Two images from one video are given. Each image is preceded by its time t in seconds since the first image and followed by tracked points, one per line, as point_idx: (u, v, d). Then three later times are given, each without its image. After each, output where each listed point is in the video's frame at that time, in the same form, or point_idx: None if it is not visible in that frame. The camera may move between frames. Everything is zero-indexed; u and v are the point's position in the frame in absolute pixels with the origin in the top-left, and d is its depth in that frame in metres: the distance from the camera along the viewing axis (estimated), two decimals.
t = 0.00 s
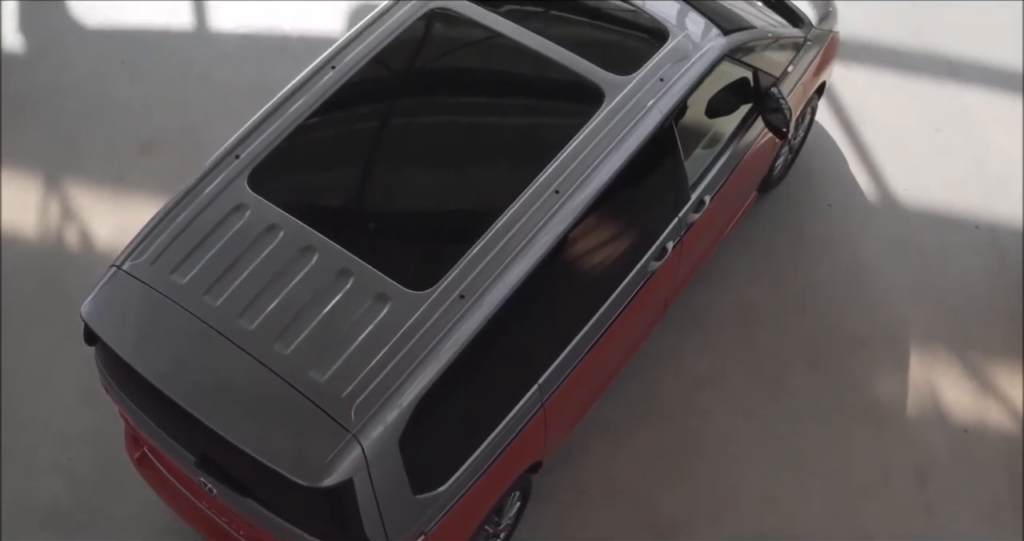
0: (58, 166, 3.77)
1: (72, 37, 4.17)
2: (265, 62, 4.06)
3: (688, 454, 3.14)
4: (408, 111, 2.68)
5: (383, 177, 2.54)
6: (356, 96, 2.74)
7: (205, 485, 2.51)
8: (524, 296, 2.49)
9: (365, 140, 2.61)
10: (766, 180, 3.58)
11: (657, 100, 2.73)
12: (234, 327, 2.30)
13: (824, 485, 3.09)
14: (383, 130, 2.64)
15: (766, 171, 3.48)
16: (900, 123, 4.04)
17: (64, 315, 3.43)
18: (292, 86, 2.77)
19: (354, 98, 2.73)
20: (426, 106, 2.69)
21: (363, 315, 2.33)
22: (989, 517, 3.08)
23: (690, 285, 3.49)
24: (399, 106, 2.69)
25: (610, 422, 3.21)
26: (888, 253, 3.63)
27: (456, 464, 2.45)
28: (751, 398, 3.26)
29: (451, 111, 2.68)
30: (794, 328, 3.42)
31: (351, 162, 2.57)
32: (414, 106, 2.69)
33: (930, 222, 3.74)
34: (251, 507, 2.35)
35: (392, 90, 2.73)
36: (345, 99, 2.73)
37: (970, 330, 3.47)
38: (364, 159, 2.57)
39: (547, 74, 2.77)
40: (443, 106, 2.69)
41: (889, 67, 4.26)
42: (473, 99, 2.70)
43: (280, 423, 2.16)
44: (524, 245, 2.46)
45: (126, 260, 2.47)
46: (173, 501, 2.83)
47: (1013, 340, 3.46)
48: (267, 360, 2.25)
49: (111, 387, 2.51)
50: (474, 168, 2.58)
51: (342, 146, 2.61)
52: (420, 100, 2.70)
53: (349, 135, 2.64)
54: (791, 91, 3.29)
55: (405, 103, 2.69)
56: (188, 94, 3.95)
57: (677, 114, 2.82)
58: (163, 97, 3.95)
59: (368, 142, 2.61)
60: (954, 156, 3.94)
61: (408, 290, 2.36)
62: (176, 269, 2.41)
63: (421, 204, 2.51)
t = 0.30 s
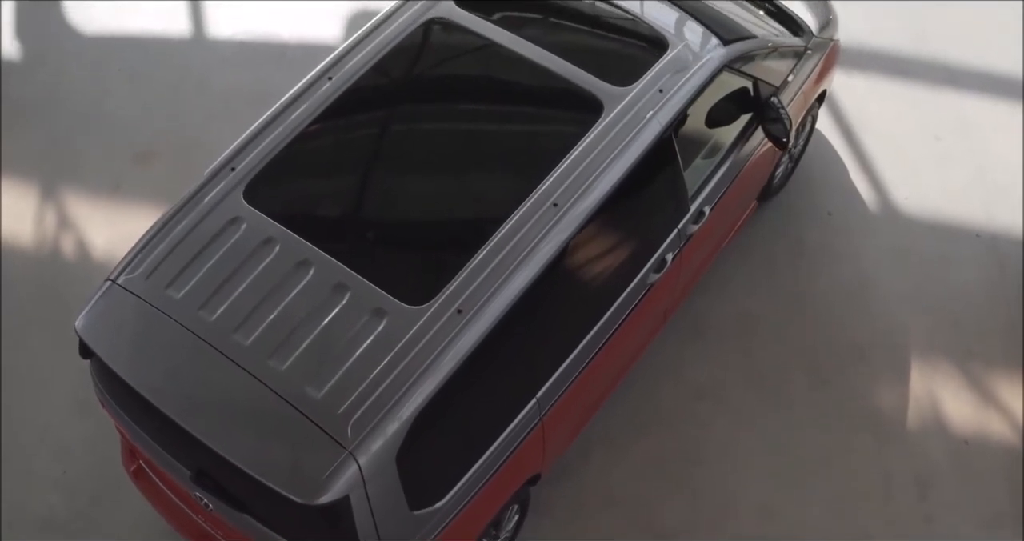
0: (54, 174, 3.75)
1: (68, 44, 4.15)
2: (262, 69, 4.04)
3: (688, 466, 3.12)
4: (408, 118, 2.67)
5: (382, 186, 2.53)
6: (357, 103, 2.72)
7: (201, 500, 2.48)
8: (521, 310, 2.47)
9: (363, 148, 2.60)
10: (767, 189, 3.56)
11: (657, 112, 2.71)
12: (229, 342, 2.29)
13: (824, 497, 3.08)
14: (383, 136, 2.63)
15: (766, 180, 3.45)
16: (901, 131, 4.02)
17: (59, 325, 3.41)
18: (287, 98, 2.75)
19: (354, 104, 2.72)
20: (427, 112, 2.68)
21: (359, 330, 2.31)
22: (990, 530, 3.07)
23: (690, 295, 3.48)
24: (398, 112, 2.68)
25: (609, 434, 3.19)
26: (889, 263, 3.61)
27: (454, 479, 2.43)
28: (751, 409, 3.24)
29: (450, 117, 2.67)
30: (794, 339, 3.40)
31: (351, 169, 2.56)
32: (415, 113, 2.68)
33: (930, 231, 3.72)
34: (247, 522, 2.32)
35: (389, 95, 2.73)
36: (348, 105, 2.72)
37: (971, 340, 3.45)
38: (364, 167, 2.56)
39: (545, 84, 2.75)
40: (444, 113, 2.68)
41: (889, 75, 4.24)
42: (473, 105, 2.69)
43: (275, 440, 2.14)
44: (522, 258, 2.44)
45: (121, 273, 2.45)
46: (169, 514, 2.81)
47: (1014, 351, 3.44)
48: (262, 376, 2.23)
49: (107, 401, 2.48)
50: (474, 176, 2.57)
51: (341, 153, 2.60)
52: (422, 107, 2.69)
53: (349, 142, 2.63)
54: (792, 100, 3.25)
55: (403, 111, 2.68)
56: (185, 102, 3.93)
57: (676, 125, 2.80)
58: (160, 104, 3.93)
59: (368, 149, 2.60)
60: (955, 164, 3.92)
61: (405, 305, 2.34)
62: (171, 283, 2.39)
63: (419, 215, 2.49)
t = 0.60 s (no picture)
0: (51, 181, 3.73)
1: (66, 50, 4.13)
2: (261, 75, 4.02)
3: (688, 476, 3.10)
4: (409, 124, 2.65)
5: (382, 194, 2.52)
6: (360, 108, 2.71)
7: (198, 512, 2.46)
8: (520, 323, 2.45)
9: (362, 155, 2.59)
10: (767, 197, 3.53)
11: (657, 122, 2.69)
12: (226, 355, 2.27)
13: (825, 506, 3.06)
14: (383, 142, 2.62)
15: (766, 188, 3.43)
16: (902, 138, 4.00)
17: (56, 334, 3.38)
18: (283, 109, 2.73)
19: (355, 110, 2.71)
20: (428, 118, 2.66)
21: (356, 344, 2.29)
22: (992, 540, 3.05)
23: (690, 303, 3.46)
24: (398, 119, 2.66)
25: (609, 443, 3.16)
26: (890, 270, 3.60)
27: (452, 492, 2.41)
28: (751, 419, 3.23)
29: (450, 123, 2.65)
30: (795, 348, 3.38)
31: (352, 176, 2.55)
32: (416, 118, 2.66)
33: (932, 238, 3.70)
34: (243, 535, 2.31)
35: (389, 101, 2.71)
36: (350, 110, 2.71)
37: (972, 349, 3.44)
38: (363, 175, 2.55)
39: (543, 93, 2.72)
40: (444, 119, 2.66)
41: (890, 81, 4.22)
42: (473, 112, 2.68)
43: (271, 454, 2.12)
44: (522, 269, 2.42)
45: (117, 286, 2.43)
46: (166, 526, 2.79)
47: (1016, 360, 3.42)
48: (258, 390, 2.22)
49: (102, 414, 2.44)
50: (475, 182, 2.56)
51: (341, 160, 2.59)
52: (422, 113, 2.67)
53: (349, 148, 2.62)
54: (792, 108, 3.22)
55: (403, 117, 2.67)
56: (183, 108, 3.92)
57: (676, 135, 2.78)
58: (157, 110, 3.92)
59: (368, 156, 2.59)
60: (956, 171, 3.90)
61: (402, 319, 2.32)
62: (167, 296, 2.38)
63: (418, 223, 2.48)
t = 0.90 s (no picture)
0: (48, 189, 3.71)
1: (63, 57, 4.11)
2: (259, 82, 4.00)
3: (688, 487, 3.08)
4: (408, 132, 2.63)
5: (380, 203, 2.50)
6: (361, 115, 2.70)
7: (195, 530, 2.40)
8: (519, 338, 2.43)
9: (360, 163, 2.57)
10: (768, 206, 3.52)
11: (657, 133, 2.66)
12: (222, 372, 2.25)
13: (826, 518, 3.04)
14: (382, 150, 2.60)
15: (768, 197, 3.41)
16: (903, 146, 3.98)
17: (52, 344, 3.36)
18: (279, 121, 2.70)
19: (356, 118, 2.69)
20: (427, 126, 2.65)
21: (353, 360, 2.27)
22: None
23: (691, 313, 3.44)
24: (397, 127, 2.65)
25: (609, 455, 3.14)
26: (891, 280, 3.58)
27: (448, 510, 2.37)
28: (752, 430, 3.21)
29: (450, 131, 2.64)
30: (796, 358, 3.36)
31: (351, 185, 2.53)
32: (416, 126, 2.65)
33: (933, 247, 3.68)
34: None
35: (388, 108, 2.70)
36: (351, 118, 2.70)
37: (974, 359, 3.42)
38: (359, 184, 2.53)
39: (542, 104, 2.69)
40: (444, 126, 2.65)
41: (892, 88, 4.20)
42: (472, 120, 2.66)
43: (269, 471, 2.10)
44: (520, 284, 2.40)
45: (113, 300, 2.41)
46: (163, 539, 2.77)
47: (1018, 370, 3.39)
48: (255, 406, 2.20)
49: (100, 429, 2.39)
50: (474, 192, 2.54)
51: (339, 167, 2.58)
52: (421, 121, 2.66)
53: (348, 156, 2.60)
54: (793, 118, 3.18)
55: (402, 125, 2.65)
56: (180, 116, 3.90)
57: (676, 147, 2.75)
58: (154, 118, 3.90)
59: (365, 165, 2.57)
60: (958, 180, 3.88)
61: (400, 334, 2.31)
62: (163, 311, 2.36)
63: (417, 231, 2.46)
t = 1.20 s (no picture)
0: (46, 197, 3.70)
1: (60, 63, 4.10)
2: (257, 90, 3.97)
3: (688, 498, 3.06)
4: (408, 139, 2.63)
5: (379, 211, 2.50)
6: (361, 122, 2.69)
7: None
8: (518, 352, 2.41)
9: (359, 171, 2.57)
10: (770, 214, 3.51)
11: (657, 145, 2.64)
12: (220, 387, 2.24)
13: (827, 530, 3.02)
14: (382, 157, 2.59)
15: (769, 206, 3.38)
16: (905, 153, 3.97)
17: (49, 352, 3.34)
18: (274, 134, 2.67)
19: (357, 125, 2.68)
20: (427, 132, 2.64)
21: (351, 376, 2.26)
22: None
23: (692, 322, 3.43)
24: (397, 133, 2.64)
25: (609, 466, 3.12)
26: (892, 289, 3.56)
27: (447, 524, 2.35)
28: (752, 441, 3.19)
29: (451, 137, 2.63)
30: (797, 368, 3.35)
31: (351, 192, 2.53)
32: (416, 132, 2.64)
33: (935, 255, 3.67)
34: None
35: (388, 115, 2.69)
36: (351, 125, 2.68)
37: (976, 369, 3.40)
38: (357, 193, 2.53)
39: (541, 114, 2.67)
40: (445, 133, 2.63)
41: (894, 94, 4.18)
42: (473, 127, 2.65)
43: (266, 488, 2.09)
44: (520, 297, 2.38)
45: (110, 313, 2.39)
46: None
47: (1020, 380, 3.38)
48: (252, 422, 2.18)
49: (96, 442, 2.37)
50: (474, 199, 2.53)
51: (339, 175, 2.57)
52: (421, 127, 2.65)
53: (348, 163, 2.60)
54: (794, 127, 3.15)
55: (402, 132, 2.64)
56: (178, 123, 3.88)
57: (677, 158, 2.73)
58: (152, 125, 3.88)
59: (364, 173, 2.57)
60: (960, 187, 3.86)
61: (398, 349, 2.29)
62: (160, 325, 2.34)
63: (417, 238, 2.46)
